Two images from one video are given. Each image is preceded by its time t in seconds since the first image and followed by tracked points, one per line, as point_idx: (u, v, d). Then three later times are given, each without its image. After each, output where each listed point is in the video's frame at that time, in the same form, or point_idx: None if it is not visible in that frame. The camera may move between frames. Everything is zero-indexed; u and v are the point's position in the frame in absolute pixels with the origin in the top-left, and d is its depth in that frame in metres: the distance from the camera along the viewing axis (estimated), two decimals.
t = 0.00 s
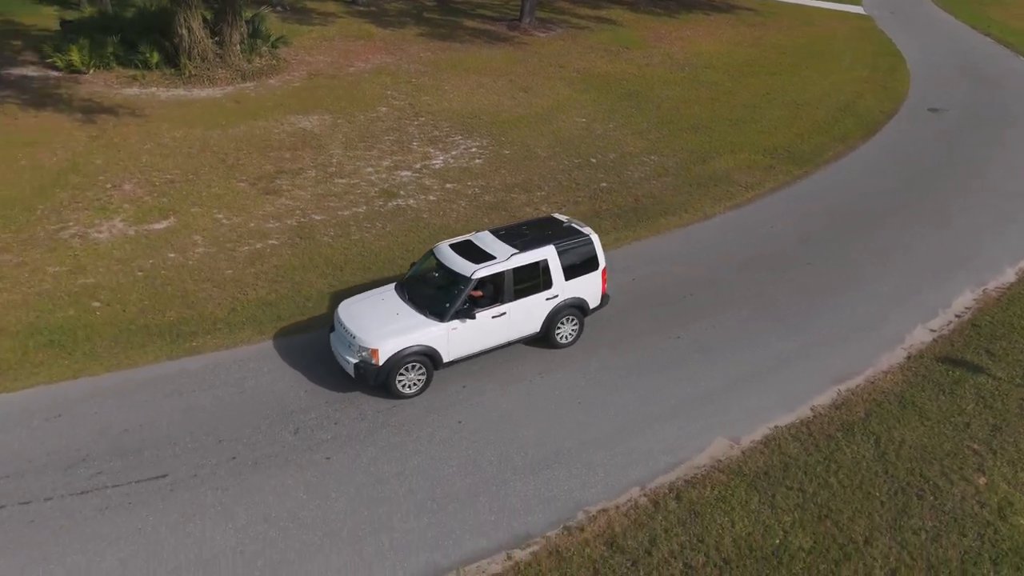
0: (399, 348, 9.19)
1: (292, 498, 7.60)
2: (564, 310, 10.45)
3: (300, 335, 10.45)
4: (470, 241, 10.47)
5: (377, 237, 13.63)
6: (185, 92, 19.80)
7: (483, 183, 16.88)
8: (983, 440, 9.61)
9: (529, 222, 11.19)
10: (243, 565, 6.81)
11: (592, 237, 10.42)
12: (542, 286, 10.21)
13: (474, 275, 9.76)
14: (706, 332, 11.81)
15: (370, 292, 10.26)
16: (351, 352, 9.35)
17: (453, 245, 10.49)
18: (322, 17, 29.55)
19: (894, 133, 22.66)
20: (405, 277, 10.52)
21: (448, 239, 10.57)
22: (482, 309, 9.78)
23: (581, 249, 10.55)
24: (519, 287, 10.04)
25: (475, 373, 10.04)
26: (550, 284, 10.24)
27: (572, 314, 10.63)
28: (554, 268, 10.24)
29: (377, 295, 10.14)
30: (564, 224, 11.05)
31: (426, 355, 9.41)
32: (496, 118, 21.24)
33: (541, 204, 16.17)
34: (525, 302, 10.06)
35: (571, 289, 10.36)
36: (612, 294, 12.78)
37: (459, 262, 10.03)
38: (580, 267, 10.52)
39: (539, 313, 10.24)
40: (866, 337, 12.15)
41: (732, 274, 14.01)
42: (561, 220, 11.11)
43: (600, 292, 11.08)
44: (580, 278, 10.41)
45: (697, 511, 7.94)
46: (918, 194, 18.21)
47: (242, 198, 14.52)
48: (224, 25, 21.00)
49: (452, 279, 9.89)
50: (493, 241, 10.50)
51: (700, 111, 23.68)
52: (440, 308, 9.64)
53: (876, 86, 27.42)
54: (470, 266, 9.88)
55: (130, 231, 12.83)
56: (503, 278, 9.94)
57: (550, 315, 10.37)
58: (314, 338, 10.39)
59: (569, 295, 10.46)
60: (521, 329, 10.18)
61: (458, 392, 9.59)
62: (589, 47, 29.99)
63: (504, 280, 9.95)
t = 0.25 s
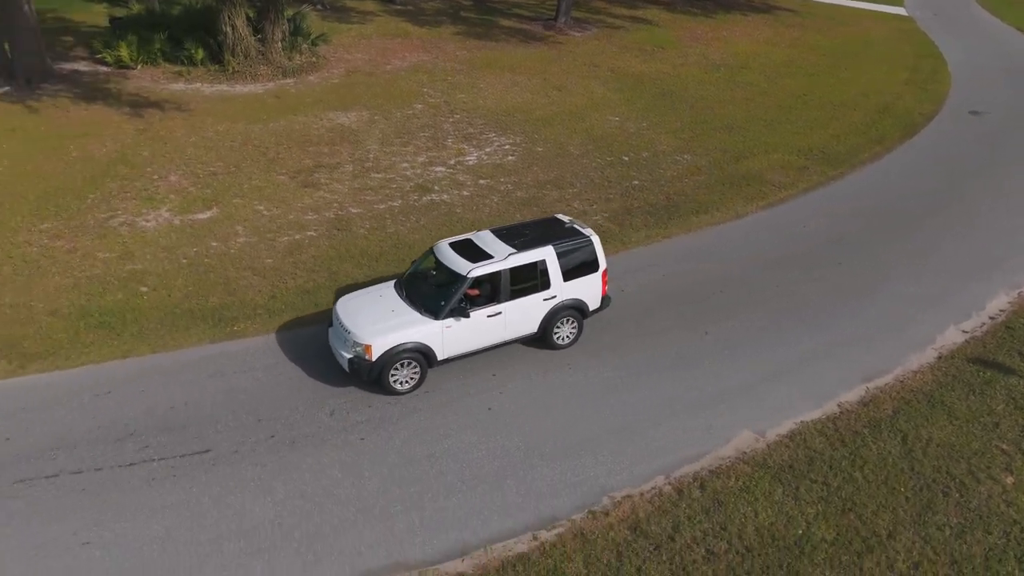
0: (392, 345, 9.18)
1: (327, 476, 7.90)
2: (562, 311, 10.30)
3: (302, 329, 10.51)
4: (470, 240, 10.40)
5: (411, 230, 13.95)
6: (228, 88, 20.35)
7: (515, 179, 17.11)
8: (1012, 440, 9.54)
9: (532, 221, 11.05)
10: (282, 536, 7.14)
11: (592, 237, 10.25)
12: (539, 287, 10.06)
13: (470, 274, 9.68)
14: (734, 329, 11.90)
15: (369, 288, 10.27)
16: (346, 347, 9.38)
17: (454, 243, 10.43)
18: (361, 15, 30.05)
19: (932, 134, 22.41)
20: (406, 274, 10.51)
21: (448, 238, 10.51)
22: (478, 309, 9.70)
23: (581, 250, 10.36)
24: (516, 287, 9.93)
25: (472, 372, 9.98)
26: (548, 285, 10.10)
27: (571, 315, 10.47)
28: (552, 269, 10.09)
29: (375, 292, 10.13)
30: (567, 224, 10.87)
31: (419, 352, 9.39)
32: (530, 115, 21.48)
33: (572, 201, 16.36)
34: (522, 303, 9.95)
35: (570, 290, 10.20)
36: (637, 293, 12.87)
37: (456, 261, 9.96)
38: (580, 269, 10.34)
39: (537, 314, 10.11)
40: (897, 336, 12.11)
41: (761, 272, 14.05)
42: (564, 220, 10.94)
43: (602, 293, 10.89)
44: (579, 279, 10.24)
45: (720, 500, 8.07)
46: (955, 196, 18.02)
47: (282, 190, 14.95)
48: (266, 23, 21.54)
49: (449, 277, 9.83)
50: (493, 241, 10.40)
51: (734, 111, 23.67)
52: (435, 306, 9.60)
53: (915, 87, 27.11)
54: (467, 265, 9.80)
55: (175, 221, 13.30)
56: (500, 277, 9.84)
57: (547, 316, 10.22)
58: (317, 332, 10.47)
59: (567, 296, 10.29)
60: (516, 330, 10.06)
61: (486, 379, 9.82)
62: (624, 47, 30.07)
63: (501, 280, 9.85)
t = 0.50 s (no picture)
0: (388, 340, 9.23)
1: (363, 455, 8.22)
2: (560, 311, 10.23)
3: (307, 323, 10.64)
4: (472, 238, 10.40)
5: (447, 224, 14.27)
6: (272, 85, 20.92)
7: (550, 177, 17.33)
8: None
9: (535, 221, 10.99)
10: (321, 509, 7.46)
11: (592, 238, 10.15)
12: (538, 287, 10.03)
13: (467, 272, 9.68)
14: (765, 327, 11.96)
15: (370, 284, 10.34)
16: (344, 340, 9.47)
17: (455, 242, 10.44)
18: (402, 15, 30.54)
19: (974, 138, 22.10)
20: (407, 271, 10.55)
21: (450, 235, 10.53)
22: (475, 307, 9.71)
23: (582, 251, 10.27)
24: (514, 286, 9.91)
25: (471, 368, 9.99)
26: (547, 285, 10.05)
27: (571, 315, 10.39)
28: (551, 269, 10.04)
29: (376, 287, 10.20)
30: (570, 224, 10.78)
31: (415, 348, 9.42)
32: (566, 115, 21.68)
33: (607, 199, 16.54)
34: (520, 302, 9.92)
35: (569, 290, 10.13)
36: (670, 291, 12.86)
37: (455, 258, 9.97)
38: (580, 269, 10.27)
39: (534, 313, 10.08)
40: (930, 337, 12.03)
41: (794, 272, 14.06)
42: (567, 221, 10.88)
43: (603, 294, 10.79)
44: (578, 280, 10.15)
45: (746, 491, 8.20)
46: (995, 201, 17.79)
47: (323, 184, 15.38)
48: (310, 22, 22.08)
49: (448, 275, 9.85)
50: (495, 240, 10.38)
51: (772, 112, 23.59)
52: (433, 303, 9.63)
53: (959, 91, 26.72)
54: (465, 263, 9.81)
55: (221, 211, 13.78)
56: (499, 276, 9.82)
57: (545, 316, 10.17)
58: (322, 326, 10.60)
59: (566, 296, 10.21)
60: (514, 329, 10.03)
61: (516, 368, 10.06)
62: (662, 48, 30.11)
63: (499, 279, 9.84)
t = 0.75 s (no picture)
0: (384, 334, 9.33)
1: (398, 437, 8.52)
2: (558, 311, 10.21)
3: (313, 316, 10.83)
4: (472, 236, 10.42)
5: (482, 220, 14.59)
6: (315, 83, 21.45)
7: (585, 176, 17.55)
8: None
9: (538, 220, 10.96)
10: (357, 487, 7.77)
11: (592, 238, 10.11)
12: (536, 286, 10.01)
13: (466, 269, 9.70)
14: (796, 325, 12.03)
15: (373, 279, 10.45)
16: (343, 334, 9.60)
17: (455, 240, 10.48)
18: (442, 16, 30.99)
19: (1018, 144, 21.76)
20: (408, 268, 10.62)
21: (451, 233, 10.57)
22: (472, 305, 9.73)
23: (582, 252, 10.22)
24: (512, 285, 9.91)
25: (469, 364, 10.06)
26: (545, 284, 10.03)
27: (569, 315, 10.36)
28: (550, 268, 10.02)
29: (377, 282, 10.30)
30: (570, 225, 10.75)
31: (412, 343, 9.50)
32: (603, 115, 21.87)
33: (640, 198, 16.70)
34: (517, 301, 9.93)
35: (567, 291, 10.09)
36: (703, 290, 12.96)
37: (454, 256, 10.00)
38: (579, 269, 10.22)
39: (532, 312, 10.07)
40: (964, 339, 11.91)
41: (827, 273, 14.06)
42: (571, 221, 10.83)
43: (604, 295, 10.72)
44: (577, 280, 10.12)
45: (771, 483, 8.32)
46: None
47: (362, 179, 15.80)
48: (353, 22, 22.60)
49: (446, 272, 9.89)
50: (495, 238, 10.39)
51: (810, 115, 23.50)
52: (429, 299, 9.67)
53: (1004, 95, 26.28)
54: (462, 261, 9.84)
55: (265, 204, 14.26)
56: (497, 275, 9.83)
57: (543, 315, 10.16)
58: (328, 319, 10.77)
59: (565, 297, 10.18)
60: (510, 327, 10.05)
61: (547, 359, 10.28)
62: (700, 49, 30.10)
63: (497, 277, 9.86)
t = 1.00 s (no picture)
0: (382, 328, 9.48)
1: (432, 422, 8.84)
2: (556, 311, 10.25)
3: (320, 310, 11.06)
4: (474, 236, 10.54)
5: (517, 218, 14.89)
6: (357, 83, 21.97)
7: (620, 176, 17.73)
8: None
9: (541, 221, 11.04)
10: (392, 466, 8.10)
11: (592, 239, 10.15)
12: (533, 285, 10.08)
13: (464, 267, 9.82)
14: (828, 325, 12.04)
15: (376, 275, 10.62)
16: (343, 327, 9.78)
17: (456, 238, 10.60)
18: (482, 19, 31.41)
19: None
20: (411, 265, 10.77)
21: (453, 232, 10.69)
22: (469, 302, 9.83)
23: (581, 253, 10.27)
24: (511, 283, 10.00)
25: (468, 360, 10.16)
26: (544, 284, 10.10)
27: (568, 315, 10.39)
28: (548, 268, 10.08)
29: (380, 278, 10.47)
30: (572, 227, 10.79)
31: (410, 338, 9.64)
32: (640, 116, 22.04)
33: (675, 199, 16.84)
34: (514, 299, 10.00)
35: (565, 291, 10.13)
36: (736, 290, 13.02)
37: (453, 254, 10.12)
38: (579, 269, 10.26)
39: (530, 311, 10.14)
40: (1001, 342, 11.75)
41: (862, 275, 14.01)
42: (574, 223, 10.89)
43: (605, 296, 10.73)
44: (576, 281, 10.16)
45: (798, 476, 8.42)
46: None
47: (401, 176, 16.21)
48: (396, 24, 23.07)
49: (445, 270, 10.00)
50: (496, 238, 10.49)
51: (850, 119, 23.36)
52: (427, 295, 9.80)
53: None
54: (461, 259, 9.95)
55: (308, 199, 14.72)
56: (495, 273, 9.93)
57: (541, 314, 10.21)
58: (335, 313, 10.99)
59: (563, 297, 10.22)
60: (508, 325, 10.12)
61: (578, 353, 10.50)
62: (739, 53, 30.05)
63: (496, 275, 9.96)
